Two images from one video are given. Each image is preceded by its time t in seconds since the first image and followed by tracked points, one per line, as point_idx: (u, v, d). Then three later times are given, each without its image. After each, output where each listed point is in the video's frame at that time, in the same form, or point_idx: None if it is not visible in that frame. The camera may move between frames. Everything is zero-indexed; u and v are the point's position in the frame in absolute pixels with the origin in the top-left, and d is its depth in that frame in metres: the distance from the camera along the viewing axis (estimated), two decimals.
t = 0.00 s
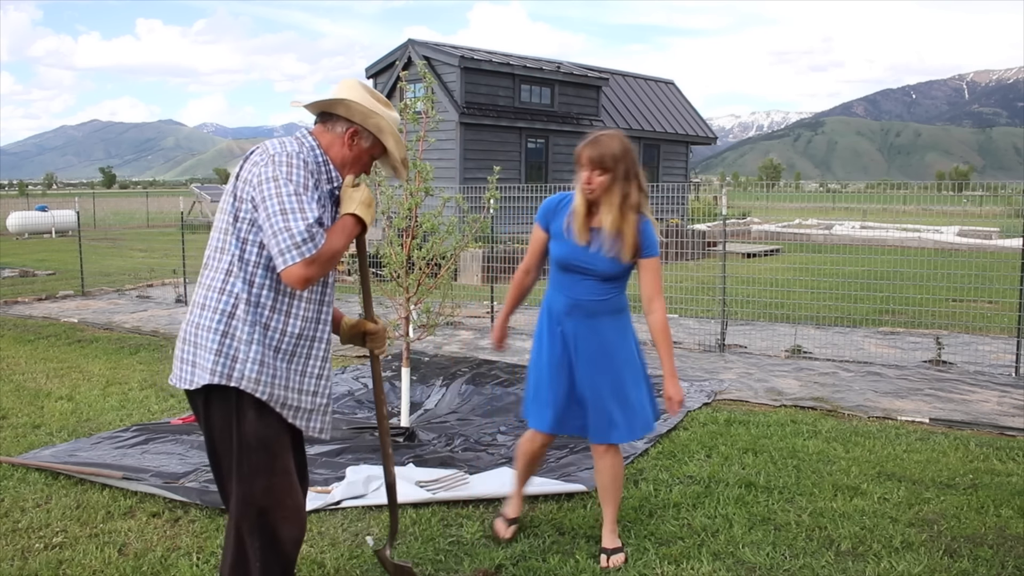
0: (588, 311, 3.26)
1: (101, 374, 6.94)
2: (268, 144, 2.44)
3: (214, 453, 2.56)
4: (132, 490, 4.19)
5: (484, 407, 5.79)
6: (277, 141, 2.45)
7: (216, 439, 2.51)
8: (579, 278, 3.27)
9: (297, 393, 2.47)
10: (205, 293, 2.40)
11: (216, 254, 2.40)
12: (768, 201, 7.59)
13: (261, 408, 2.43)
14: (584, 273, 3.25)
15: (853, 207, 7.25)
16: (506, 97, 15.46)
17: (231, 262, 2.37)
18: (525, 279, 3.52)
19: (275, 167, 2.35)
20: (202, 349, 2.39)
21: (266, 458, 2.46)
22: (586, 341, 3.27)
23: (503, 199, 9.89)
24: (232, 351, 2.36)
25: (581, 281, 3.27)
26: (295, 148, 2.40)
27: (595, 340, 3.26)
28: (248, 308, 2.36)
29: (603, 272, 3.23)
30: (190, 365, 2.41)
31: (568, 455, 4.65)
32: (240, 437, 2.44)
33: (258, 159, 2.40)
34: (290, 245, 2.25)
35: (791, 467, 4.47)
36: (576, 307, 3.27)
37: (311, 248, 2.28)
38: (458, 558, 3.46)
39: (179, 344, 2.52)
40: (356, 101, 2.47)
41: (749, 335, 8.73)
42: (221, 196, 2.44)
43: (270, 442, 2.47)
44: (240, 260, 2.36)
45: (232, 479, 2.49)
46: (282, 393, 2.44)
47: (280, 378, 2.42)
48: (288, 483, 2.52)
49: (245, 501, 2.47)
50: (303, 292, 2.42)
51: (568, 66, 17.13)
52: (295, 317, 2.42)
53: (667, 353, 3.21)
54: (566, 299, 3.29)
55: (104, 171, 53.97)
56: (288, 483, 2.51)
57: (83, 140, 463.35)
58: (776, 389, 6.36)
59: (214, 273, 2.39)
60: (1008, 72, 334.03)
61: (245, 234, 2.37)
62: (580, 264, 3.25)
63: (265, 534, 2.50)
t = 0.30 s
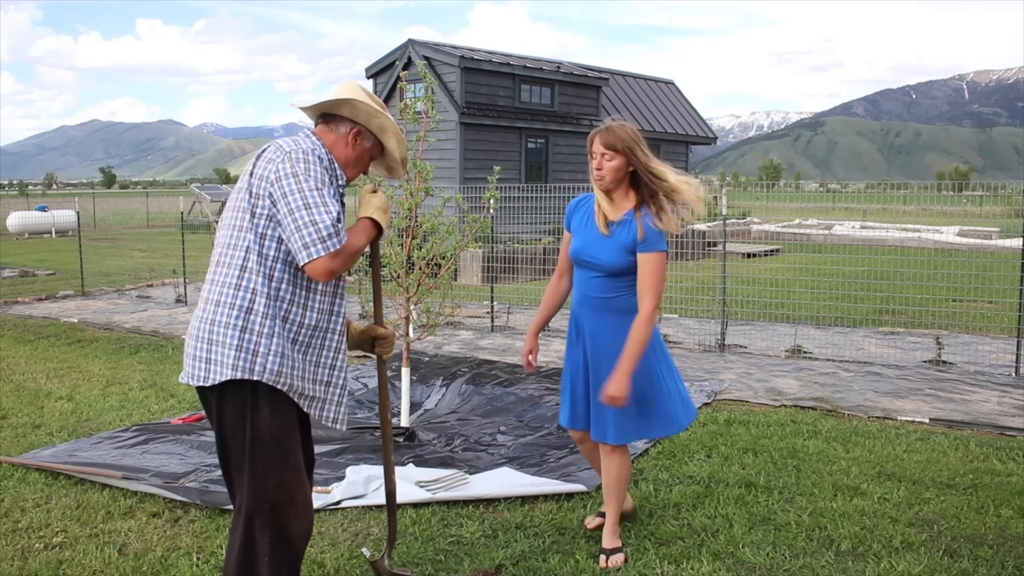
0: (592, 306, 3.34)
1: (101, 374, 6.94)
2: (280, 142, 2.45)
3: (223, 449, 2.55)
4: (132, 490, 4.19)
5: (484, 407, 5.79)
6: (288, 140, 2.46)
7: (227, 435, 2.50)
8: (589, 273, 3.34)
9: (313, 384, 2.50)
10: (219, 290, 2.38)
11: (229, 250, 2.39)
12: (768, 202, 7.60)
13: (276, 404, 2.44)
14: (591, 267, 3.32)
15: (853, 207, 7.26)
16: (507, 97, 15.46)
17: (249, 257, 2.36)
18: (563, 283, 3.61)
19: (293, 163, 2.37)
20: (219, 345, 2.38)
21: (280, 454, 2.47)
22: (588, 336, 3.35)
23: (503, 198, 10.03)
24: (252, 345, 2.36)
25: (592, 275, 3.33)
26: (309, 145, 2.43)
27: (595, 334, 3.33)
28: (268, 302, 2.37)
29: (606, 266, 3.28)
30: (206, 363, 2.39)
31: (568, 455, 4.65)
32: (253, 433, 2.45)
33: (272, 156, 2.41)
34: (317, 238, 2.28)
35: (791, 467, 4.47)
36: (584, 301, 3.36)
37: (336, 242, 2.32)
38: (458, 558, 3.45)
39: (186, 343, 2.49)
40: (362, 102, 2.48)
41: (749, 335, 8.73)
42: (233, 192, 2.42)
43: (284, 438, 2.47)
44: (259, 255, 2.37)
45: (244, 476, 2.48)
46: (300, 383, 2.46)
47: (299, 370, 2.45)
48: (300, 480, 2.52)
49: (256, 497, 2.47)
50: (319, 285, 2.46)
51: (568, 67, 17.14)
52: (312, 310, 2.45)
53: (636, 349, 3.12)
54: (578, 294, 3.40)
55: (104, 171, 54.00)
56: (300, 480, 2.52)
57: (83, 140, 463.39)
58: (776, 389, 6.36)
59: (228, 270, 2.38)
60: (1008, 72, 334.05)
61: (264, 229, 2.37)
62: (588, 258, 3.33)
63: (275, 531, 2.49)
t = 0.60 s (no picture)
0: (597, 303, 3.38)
1: (101, 374, 6.94)
2: (289, 142, 2.45)
3: (227, 449, 2.54)
4: (132, 490, 4.19)
5: (484, 407, 5.79)
6: (296, 140, 2.48)
7: (230, 434, 2.50)
8: (591, 272, 3.40)
9: (319, 383, 2.50)
10: (226, 289, 2.38)
11: (236, 248, 2.38)
12: (768, 202, 7.61)
13: (281, 403, 2.44)
14: (590, 265, 3.38)
15: (853, 207, 7.26)
16: (507, 97, 15.46)
17: (257, 255, 2.36)
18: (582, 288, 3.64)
19: (304, 163, 2.39)
20: (225, 343, 2.37)
21: (283, 454, 2.47)
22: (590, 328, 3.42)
23: (504, 199, 10.06)
24: (259, 344, 2.36)
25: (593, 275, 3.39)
26: (318, 146, 2.46)
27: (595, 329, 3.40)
28: (275, 300, 2.38)
29: (601, 263, 3.33)
30: (212, 362, 2.39)
31: (567, 455, 4.65)
32: (256, 432, 2.45)
33: (281, 155, 2.41)
34: (328, 236, 2.29)
35: (791, 467, 4.47)
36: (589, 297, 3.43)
37: (347, 240, 2.34)
38: (458, 558, 3.46)
39: (190, 341, 2.48)
40: (365, 105, 2.48)
41: (749, 335, 8.74)
42: (240, 190, 2.42)
43: (289, 437, 2.47)
44: (267, 253, 2.37)
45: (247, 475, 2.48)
46: (307, 382, 2.47)
47: (306, 369, 2.45)
48: (304, 478, 2.52)
49: (259, 495, 2.47)
50: (325, 283, 2.47)
51: (568, 67, 17.14)
52: (319, 309, 2.46)
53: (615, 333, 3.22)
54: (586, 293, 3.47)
55: (104, 171, 54.02)
56: (304, 479, 2.52)
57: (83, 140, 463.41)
58: (776, 389, 6.36)
59: (235, 268, 2.37)
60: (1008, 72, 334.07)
61: (272, 228, 2.37)
62: (587, 259, 3.39)
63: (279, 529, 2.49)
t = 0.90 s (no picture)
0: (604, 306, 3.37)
1: (101, 374, 6.94)
2: (292, 143, 2.45)
3: (227, 451, 2.54)
4: (132, 490, 4.19)
5: (484, 407, 5.79)
6: (300, 140, 2.47)
7: (231, 435, 2.49)
8: (597, 275, 3.39)
9: (325, 388, 2.51)
10: (228, 289, 2.37)
11: (238, 249, 2.38)
12: (768, 201, 7.61)
13: (283, 405, 2.44)
14: (596, 268, 3.38)
15: (853, 207, 7.26)
16: (507, 97, 15.46)
17: (259, 256, 2.36)
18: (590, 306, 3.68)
19: (308, 164, 2.38)
20: (227, 346, 2.37)
21: (285, 456, 2.47)
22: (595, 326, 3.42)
23: (503, 199, 10.03)
24: (262, 346, 2.37)
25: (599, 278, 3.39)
26: (321, 148, 2.45)
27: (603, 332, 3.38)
28: (278, 302, 2.38)
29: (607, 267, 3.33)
30: (213, 364, 2.38)
31: (567, 455, 4.65)
32: (257, 434, 2.44)
33: (285, 156, 2.41)
34: (331, 239, 2.30)
35: (791, 467, 4.47)
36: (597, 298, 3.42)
37: (350, 243, 2.34)
38: (458, 558, 3.46)
39: (190, 342, 2.47)
40: (368, 107, 2.49)
41: (749, 335, 8.74)
42: (243, 190, 2.42)
43: (290, 438, 2.47)
44: (269, 255, 2.37)
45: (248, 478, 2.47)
46: (312, 386, 2.47)
47: (310, 373, 2.45)
48: (305, 479, 2.52)
49: (260, 497, 2.47)
50: (327, 285, 2.47)
51: (568, 66, 17.14)
52: (321, 312, 2.47)
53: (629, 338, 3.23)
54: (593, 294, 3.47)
55: (104, 171, 54.03)
56: (305, 481, 2.52)
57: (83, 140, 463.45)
58: (776, 389, 6.36)
59: (237, 269, 2.37)
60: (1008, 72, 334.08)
61: (275, 229, 2.37)
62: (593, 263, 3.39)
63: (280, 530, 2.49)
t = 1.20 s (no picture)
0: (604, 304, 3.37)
1: (101, 374, 6.94)
2: (290, 145, 2.43)
3: (229, 458, 2.53)
4: (132, 490, 4.19)
5: (484, 407, 5.79)
6: (298, 142, 2.45)
7: (233, 443, 2.49)
8: (596, 270, 3.39)
9: (330, 391, 2.50)
10: (229, 298, 2.37)
11: (239, 256, 2.37)
12: (768, 201, 7.60)
13: (286, 411, 2.44)
14: (596, 263, 3.38)
15: (853, 207, 7.26)
16: (507, 97, 15.46)
17: (261, 264, 2.36)
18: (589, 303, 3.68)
19: (309, 169, 2.37)
20: (229, 355, 2.37)
21: (288, 462, 2.47)
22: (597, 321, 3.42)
23: (503, 198, 10.01)
24: (266, 354, 2.37)
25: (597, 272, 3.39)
26: (321, 150, 2.45)
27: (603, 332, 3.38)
28: (282, 309, 2.38)
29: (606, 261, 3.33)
30: (214, 374, 2.38)
31: (567, 455, 4.65)
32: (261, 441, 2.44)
33: (284, 160, 2.39)
34: (341, 246, 2.31)
35: (791, 467, 4.47)
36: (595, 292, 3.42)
37: (360, 249, 2.36)
38: (458, 558, 3.46)
39: (190, 350, 2.46)
40: (364, 105, 2.49)
41: (749, 335, 8.74)
42: (241, 196, 2.40)
43: (294, 444, 2.47)
44: (273, 262, 2.36)
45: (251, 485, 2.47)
46: (316, 391, 2.47)
47: (315, 377, 2.45)
48: (308, 484, 2.53)
49: (264, 504, 2.47)
50: (330, 288, 2.47)
51: (568, 66, 17.14)
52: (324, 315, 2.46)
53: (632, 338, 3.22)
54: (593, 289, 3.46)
55: (104, 171, 54.04)
56: (308, 486, 2.52)
57: (83, 140, 463.48)
58: (776, 389, 6.36)
59: (239, 278, 2.36)
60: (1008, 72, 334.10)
61: (278, 236, 2.36)
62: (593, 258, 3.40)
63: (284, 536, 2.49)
